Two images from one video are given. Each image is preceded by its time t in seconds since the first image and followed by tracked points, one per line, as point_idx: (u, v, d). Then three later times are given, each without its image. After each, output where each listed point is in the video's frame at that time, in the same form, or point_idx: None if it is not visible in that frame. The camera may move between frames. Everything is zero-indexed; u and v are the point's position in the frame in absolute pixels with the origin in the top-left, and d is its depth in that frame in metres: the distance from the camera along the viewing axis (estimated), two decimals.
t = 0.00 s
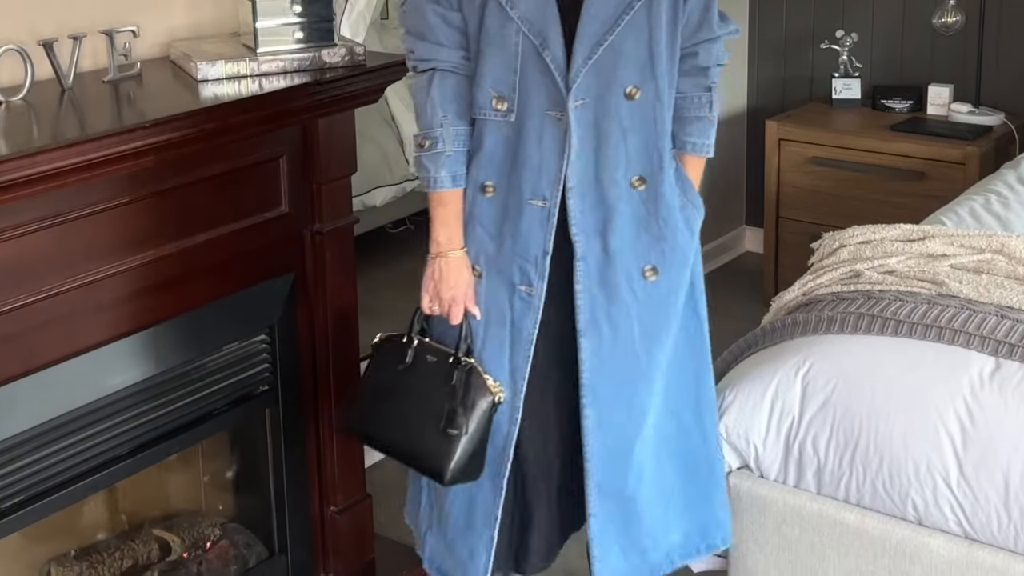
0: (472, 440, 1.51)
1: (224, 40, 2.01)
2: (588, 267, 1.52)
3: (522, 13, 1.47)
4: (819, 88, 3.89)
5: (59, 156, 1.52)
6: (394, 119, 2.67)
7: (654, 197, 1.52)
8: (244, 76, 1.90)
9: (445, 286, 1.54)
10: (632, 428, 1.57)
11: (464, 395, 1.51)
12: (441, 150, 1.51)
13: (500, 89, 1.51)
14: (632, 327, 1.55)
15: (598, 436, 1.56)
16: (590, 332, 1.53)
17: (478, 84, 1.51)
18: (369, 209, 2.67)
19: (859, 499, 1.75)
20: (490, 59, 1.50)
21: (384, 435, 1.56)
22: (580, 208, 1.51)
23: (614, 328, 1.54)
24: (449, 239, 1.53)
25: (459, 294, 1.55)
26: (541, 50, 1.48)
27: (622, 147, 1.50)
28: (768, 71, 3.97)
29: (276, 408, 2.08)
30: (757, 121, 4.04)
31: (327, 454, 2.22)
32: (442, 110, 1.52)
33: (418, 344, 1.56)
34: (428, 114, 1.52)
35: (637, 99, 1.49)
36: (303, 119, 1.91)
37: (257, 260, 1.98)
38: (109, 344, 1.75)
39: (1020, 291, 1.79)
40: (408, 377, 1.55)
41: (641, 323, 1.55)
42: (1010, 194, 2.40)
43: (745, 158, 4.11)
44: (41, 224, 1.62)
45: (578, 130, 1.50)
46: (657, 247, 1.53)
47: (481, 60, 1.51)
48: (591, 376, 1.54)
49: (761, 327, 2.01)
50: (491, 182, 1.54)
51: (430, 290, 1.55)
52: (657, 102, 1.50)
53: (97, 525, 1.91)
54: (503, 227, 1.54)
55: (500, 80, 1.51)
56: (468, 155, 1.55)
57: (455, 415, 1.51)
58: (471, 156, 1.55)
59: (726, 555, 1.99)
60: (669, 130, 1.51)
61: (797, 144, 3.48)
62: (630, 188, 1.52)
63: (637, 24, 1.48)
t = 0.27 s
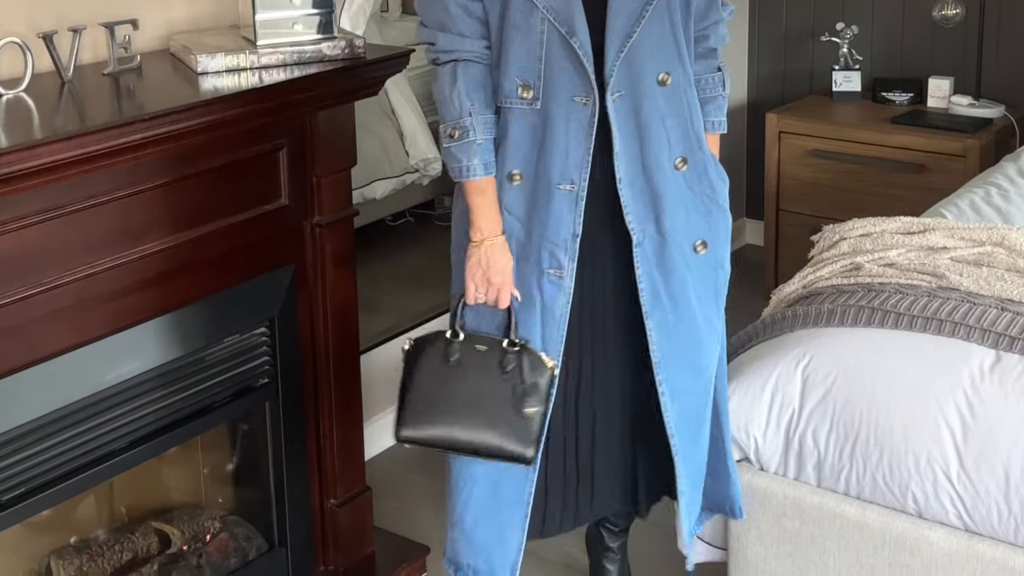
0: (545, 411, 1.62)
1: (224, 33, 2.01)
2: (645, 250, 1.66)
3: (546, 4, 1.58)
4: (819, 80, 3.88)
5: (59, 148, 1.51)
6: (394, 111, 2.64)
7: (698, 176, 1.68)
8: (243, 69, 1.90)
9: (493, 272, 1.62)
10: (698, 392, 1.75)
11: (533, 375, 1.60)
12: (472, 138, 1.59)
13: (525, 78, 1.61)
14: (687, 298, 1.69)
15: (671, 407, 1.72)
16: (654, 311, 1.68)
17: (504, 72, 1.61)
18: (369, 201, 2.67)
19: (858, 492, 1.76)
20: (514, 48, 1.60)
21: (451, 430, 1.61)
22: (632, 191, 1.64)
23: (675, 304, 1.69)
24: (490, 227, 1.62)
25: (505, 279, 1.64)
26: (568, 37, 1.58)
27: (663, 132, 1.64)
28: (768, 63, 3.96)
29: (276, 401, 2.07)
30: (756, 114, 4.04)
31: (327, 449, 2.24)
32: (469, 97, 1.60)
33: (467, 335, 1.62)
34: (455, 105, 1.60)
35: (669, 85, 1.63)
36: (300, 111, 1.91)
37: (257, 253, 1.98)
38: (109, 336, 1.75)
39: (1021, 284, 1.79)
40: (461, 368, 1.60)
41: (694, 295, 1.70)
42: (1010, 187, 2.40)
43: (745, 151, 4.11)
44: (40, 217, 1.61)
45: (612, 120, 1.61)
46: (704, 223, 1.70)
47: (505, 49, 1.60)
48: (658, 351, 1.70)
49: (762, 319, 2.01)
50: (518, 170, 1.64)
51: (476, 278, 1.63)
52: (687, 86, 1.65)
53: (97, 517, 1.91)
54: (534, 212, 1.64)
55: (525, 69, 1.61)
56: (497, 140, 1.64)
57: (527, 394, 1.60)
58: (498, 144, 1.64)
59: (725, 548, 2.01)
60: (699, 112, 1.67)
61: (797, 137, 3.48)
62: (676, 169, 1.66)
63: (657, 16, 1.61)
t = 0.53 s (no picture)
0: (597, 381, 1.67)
1: (224, 25, 2.01)
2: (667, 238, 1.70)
3: None
4: (819, 73, 3.88)
5: (60, 141, 1.51)
6: (394, 103, 2.64)
7: (705, 164, 1.72)
8: (243, 61, 1.89)
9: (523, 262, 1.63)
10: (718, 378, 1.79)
11: (577, 346, 1.67)
12: (491, 129, 1.60)
13: (531, 70, 1.63)
14: (708, 286, 1.74)
15: (704, 395, 1.77)
16: (678, 301, 1.72)
17: (511, 64, 1.63)
18: (369, 193, 2.67)
19: (859, 485, 1.76)
20: (521, 41, 1.62)
21: (522, 424, 1.62)
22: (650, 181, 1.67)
23: (698, 292, 1.73)
24: (512, 217, 1.62)
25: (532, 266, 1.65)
26: (573, 29, 1.61)
27: (673, 122, 1.67)
28: (768, 56, 3.96)
29: (276, 394, 2.07)
30: (757, 106, 4.03)
31: (326, 442, 2.24)
32: (483, 91, 1.61)
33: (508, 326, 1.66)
34: (468, 99, 1.61)
35: (675, 75, 1.66)
36: (302, 104, 1.91)
37: (258, 245, 1.98)
38: (109, 329, 1.75)
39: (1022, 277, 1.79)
40: (510, 359, 1.64)
41: (711, 281, 1.74)
42: (1010, 179, 2.40)
43: (745, 143, 4.11)
44: (40, 210, 1.61)
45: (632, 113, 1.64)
46: (715, 209, 1.74)
47: (512, 42, 1.62)
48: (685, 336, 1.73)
49: (762, 312, 2.01)
50: (525, 161, 1.66)
51: (510, 266, 1.63)
52: (692, 75, 1.69)
53: (97, 509, 1.91)
54: (543, 201, 1.67)
55: (531, 61, 1.63)
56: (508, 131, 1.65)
57: (579, 365, 1.65)
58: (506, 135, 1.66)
59: (725, 541, 2.02)
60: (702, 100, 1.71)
61: (798, 129, 3.48)
62: (687, 158, 1.69)
63: (660, 8, 1.64)
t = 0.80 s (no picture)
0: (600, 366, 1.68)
1: (224, 18, 2.00)
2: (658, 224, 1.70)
3: None
4: (820, 65, 3.88)
5: (59, 134, 1.51)
6: (394, 96, 2.63)
7: (702, 151, 1.72)
8: (243, 54, 1.89)
9: (522, 249, 1.64)
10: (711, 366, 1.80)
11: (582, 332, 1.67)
12: (484, 117, 1.61)
13: (526, 59, 1.63)
14: (702, 274, 1.74)
15: (694, 381, 1.77)
16: (669, 286, 1.73)
17: (504, 53, 1.63)
18: (370, 185, 2.68)
19: (859, 478, 1.76)
20: (513, 29, 1.63)
21: (525, 410, 1.63)
22: (643, 166, 1.68)
23: (690, 278, 1.73)
24: (509, 204, 1.63)
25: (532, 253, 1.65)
26: (566, 17, 1.61)
27: (668, 109, 1.67)
28: (768, 48, 3.96)
29: (276, 386, 2.07)
30: (756, 99, 4.03)
31: (326, 436, 2.25)
32: (477, 80, 1.62)
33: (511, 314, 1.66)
34: (462, 88, 1.62)
35: (670, 62, 1.67)
36: (301, 97, 1.91)
37: (258, 238, 1.98)
38: (109, 322, 1.75)
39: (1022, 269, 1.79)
40: (513, 346, 1.64)
41: (707, 269, 1.74)
42: (1011, 172, 2.40)
43: (745, 136, 4.11)
44: (40, 202, 1.61)
45: (625, 99, 1.65)
46: (712, 196, 1.74)
47: (503, 30, 1.63)
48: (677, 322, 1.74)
49: (763, 305, 2.01)
50: (522, 150, 1.66)
51: (510, 253, 1.64)
52: (686, 62, 1.69)
53: (97, 502, 1.91)
54: (539, 188, 1.67)
55: (525, 50, 1.63)
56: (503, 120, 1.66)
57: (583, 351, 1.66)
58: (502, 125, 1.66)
59: (725, 534, 2.02)
60: (699, 87, 1.71)
61: (798, 122, 3.47)
62: (684, 145, 1.69)
63: None
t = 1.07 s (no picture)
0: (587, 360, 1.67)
1: (224, 10, 2.00)
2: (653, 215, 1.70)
3: None
4: (820, 58, 3.87)
5: (59, 126, 1.51)
6: (394, 88, 2.63)
7: (699, 143, 1.72)
8: (243, 46, 1.89)
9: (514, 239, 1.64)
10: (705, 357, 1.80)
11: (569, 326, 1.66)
12: (479, 106, 1.61)
13: (521, 49, 1.64)
14: (697, 266, 1.74)
15: (687, 372, 1.77)
16: (663, 277, 1.72)
17: (499, 43, 1.64)
18: (370, 178, 2.69)
19: (859, 471, 1.76)
20: (509, 20, 1.63)
21: (506, 400, 1.64)
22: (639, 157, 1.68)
23: (685, 270, 1.73)
24: (502, 194, 1.63)
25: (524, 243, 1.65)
26: (561, 7, 1.62)
27: (665, 99, 1.67)
28: (768, 41, 3.95)
29: (275, 379, 2.08)
30: (757, 91, 4.03)
31: (326, 428, 2.24)
32: (472, 69, 1.62)
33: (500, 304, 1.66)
34: (457, 76, 1.62)
35: (667, 53, 1.67)
36: (300, 89, 1.90)
37: (257, 231, 1.97)
38: (109, 314, 1.75)
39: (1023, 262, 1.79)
40: (498, 336, 1.65)
41: (702, 260, 1.74)
42: (1012, 164, 2.40)
43: (745, 129, 4.10)
44: (39, 195, 1.61)
45: (620, 90, 1.65)
46: (708, 188, 1.74)
47: (499, 20, 1.63)
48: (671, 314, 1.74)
49: (763, 298, 2.01)
50: (517, 140, 1.67)
51: (501, 244, 1.64)
52: (682, 53, 1.69)
53: (97, 495, 1.91)
54: (534, 178, 1.67)
55: (520, 40, 1.64)
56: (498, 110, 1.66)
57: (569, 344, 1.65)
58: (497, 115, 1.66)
59: (726, 527, 2.02)
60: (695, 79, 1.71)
61: (798, 114, 3.47)
62: (679, 137, 1.69)
63: None
